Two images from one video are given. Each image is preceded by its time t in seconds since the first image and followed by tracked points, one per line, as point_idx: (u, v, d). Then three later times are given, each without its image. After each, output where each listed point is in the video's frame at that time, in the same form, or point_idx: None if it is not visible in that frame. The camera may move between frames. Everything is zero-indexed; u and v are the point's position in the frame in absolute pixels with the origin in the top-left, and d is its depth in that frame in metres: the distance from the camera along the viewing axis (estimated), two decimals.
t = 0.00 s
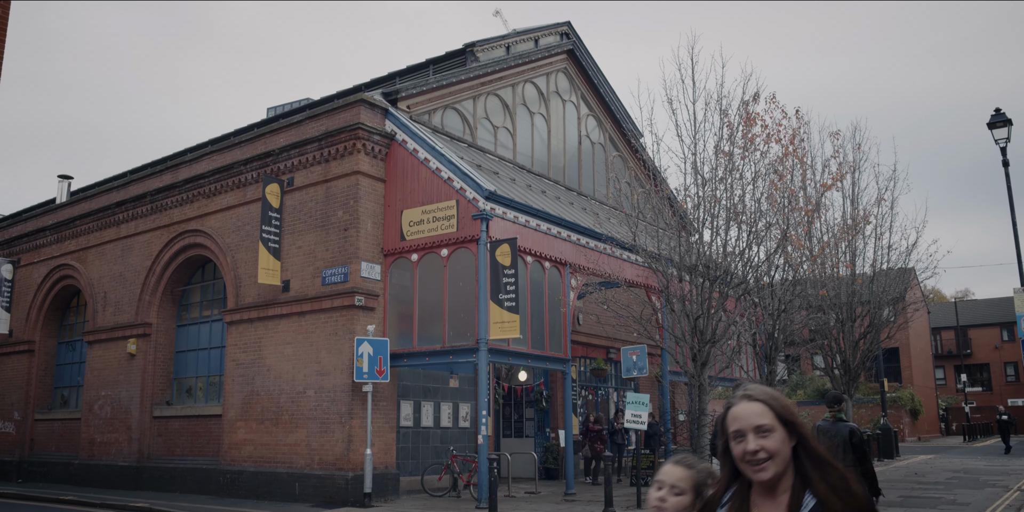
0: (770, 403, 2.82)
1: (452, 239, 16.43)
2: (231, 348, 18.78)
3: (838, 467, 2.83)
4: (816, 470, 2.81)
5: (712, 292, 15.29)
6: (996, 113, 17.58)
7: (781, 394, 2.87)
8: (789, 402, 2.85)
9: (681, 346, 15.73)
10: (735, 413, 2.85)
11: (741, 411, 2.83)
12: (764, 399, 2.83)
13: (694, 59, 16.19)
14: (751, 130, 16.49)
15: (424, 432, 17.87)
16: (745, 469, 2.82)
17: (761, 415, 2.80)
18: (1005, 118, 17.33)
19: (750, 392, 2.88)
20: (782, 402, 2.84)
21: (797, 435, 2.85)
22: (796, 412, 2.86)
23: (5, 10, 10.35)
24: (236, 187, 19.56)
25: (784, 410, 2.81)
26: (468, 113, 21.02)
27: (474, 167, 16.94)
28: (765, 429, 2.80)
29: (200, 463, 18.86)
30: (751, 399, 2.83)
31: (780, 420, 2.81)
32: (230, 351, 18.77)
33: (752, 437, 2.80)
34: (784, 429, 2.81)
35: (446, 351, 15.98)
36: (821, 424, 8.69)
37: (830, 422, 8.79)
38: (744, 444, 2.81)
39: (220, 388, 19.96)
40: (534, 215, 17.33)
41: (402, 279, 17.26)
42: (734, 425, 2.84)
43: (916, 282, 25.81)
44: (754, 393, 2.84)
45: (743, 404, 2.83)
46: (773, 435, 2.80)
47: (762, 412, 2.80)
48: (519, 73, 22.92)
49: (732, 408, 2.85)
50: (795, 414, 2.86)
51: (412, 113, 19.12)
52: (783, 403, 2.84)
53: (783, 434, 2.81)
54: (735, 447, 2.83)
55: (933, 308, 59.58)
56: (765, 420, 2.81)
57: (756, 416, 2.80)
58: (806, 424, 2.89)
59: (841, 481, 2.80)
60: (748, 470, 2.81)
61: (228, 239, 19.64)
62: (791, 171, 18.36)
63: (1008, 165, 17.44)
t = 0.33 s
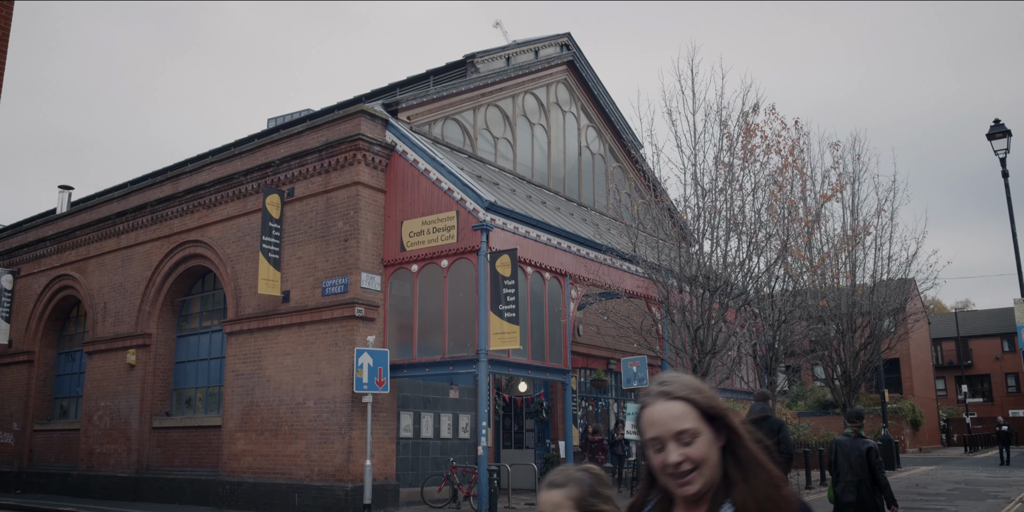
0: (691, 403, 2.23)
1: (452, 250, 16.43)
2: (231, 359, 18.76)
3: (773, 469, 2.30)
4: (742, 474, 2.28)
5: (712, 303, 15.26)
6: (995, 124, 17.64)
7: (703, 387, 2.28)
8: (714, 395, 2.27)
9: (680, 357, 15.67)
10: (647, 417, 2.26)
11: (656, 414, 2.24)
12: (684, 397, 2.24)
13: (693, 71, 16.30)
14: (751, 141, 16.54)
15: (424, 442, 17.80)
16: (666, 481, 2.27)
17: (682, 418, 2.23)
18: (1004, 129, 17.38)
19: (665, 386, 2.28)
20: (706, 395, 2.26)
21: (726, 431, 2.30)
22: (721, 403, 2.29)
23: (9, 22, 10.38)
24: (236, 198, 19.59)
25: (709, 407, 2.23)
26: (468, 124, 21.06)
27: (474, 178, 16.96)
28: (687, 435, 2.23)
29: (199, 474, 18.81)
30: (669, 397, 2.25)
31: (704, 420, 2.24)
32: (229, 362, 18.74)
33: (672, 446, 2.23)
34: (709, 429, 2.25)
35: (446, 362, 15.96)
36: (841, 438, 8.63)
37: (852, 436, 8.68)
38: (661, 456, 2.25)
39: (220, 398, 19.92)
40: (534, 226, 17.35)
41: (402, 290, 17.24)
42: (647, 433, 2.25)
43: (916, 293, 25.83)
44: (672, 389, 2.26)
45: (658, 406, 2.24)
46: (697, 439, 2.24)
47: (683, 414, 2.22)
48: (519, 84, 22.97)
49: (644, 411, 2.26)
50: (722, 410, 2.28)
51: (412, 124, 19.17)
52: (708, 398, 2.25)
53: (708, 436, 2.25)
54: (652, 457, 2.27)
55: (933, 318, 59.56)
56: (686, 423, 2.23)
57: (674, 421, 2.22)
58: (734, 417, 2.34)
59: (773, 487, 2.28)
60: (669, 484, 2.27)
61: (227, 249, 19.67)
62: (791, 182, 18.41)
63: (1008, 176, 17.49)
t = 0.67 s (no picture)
0: (540, 441, 1.80)
1: (451, 260, 16.44)
2: (231, 369, 18.74)
3: None
4: None
5: (712, 313, 15.22)
6: (995, 134, 17.69)
7: (555, 419, 1.84)
8: (568, 431, 1.84)
9: (681, 367, 15.65)
10: (483, 453, 1.83)
11: (495, 447, 1.81)
12: (530, 431, 1.80)
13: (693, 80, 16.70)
14: (751, 151, 16.59)
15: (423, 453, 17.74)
16: None
17: (524, 455, 1.80)
18: (1004, 139, 17.42)
19: (508, 415, 1.83)
20: (557, 429, 1.82)
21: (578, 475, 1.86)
22: (574, 439, 1.86)
23: (13, 34, 10.40)
24: (237, 208, 19.63)
25: (558, 445, 1.80)
26: (468, 134, 21.10)
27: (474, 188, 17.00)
28: (529, 475, 1.80)
29: (199, 484, 18.76)
30: (508, 430, 1.81)
31: (553, 460, 1.81)
32: (229, 372, 18.73)
33: (511, 487, 1.80)
34: (558, 472, 1.82)
35: (446, 372, 15.94)
36: (862, 446, 8.85)
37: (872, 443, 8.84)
38: (496, 504, 1.81)
39: (220, 408, 19.88)
40: (534, 236, 17.36)
41: (402, 300, 17.24)
42: (484, 471, 1.82)
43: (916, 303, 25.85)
44: (515, 419, 1.81)
45: (497, 437, 1.81)
46: (541, 480, 1.81)
47: (523, 450, 1.80)
48: (519, 94, 23.02)
49: (476, 447, 1.82)
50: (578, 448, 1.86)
51: (412, 134, 19.22)
52: (560, 429, 1.83)
53: (556, 477, 1.82)
54: (489, 506, 1.83)
55: (933, 328, 59.51)
56: (530, 459, 1.81)
57: (514, 459, 1.80)
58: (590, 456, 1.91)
59: None
60: None
61: (228, 259, 19.68)
62: (791, 192, 18.45)
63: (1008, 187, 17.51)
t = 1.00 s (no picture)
0: (334, 456, 1.72)
1: (451, 270, 16.43)
2: (230, 379, 18.71)
3: None
4: None
5: (712, 323, 15.19)
6: (994, 145, 17.73)
7: (361, 429, 1.76)
8: (374, 442, 1.76)
9: (681, 378, 15.62)
10: (274, 473, 1.74)
11: (288, 467, 1.73)
12: (326, 447, 1.72)
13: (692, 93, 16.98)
14: (751, 162, 16.62)
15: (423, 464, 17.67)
16: None
17: (317, 477, 1.72)
18: (1003, 149, 17.46)
19: (307, 427, 1.75)
20: (364, 446, 1.74)
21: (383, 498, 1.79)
22: (385, 453, 1.78)
23: (14, 46, 10.40)
24: (237, 218, 19.65)
25: (357, 467, 1.72)
26: (468, 145, 21.14)
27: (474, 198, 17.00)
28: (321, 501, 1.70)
29: (198, 495, 18.72)
30: (305, 444, 1.73)
31: (350, 482, 1.72)
32: (228, 383, 18.71)
33: None
34: (358, 499, 1.74)
35: (446, 383, 15.91)
36: (875, 461, 9.73)
37: (884, 458, 9.72)
38: None
39: (220, 419, 19.84)
40: (533, 246, 17.35)
41: (402, 311, 17.24)
42: (271, 498, 1.72)
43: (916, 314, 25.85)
44: (315, 435, 1.72)
45: (291, 457, 1.73)
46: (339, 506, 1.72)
47: (318, 472, 1.72)
48: (519, 105, 23.07)
49: (268, 464, 1.73)
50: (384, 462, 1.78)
51: (412, 145, 19.25)
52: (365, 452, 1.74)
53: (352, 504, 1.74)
54: None
55: (934, 339, 59.48)
56: (324, 483, 1.72)
57: (306, 485, 1.71)
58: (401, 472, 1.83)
59: None
60: None
61: (228, 269, 19.69)
62: (791, 202, 18.48)
63: (1008, 197, 17.52)
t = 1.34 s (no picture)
0: None
1: (451, 282, 16.42)
2: (230, 392, 18.68)
3: None
4: None
5: (713, 336, 15.15)
6: (993, 158, 17.77)
7: (39, 370, 1.49)
8: (53, 390, 1.50)
9: (682, 391, 15.58)
10: None
11: None
12: None
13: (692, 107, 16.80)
14: (750, 174, 16.65)
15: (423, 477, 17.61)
16: None
17: None
18: (1003, 162, 17.50)
19: None
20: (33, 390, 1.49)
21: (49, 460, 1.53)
22: (69, 402, 1.52)
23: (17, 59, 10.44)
24: (237, 230, 19.66)
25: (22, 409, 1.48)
26: (468, 157, 21.17)
27: (473, 210, 17.02)
28: None
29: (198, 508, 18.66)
30: None
31: None
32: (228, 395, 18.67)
33: None
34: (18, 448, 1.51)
35: (446, 395, 15.88)
36: (886, 472, 9.73)
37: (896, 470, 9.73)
38: None
39: (219, 431, 19.80)
40: (532, 258, 17.35)
41: (402, 323, 17.22)
42: None
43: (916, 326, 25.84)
44: None
45: None
46: None
47: None
48: (519, 117, 23.12)
49: None
50: (70, 420, 1.53)
51: (412, 157, 19.29)
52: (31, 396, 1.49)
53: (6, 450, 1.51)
54: None
55: (934, 351, 59.43)
56: None
57: None
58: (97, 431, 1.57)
59: None
60: None
61: (228, 281, 19.67)
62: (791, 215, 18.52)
63: (1008, 210, 17.55)
